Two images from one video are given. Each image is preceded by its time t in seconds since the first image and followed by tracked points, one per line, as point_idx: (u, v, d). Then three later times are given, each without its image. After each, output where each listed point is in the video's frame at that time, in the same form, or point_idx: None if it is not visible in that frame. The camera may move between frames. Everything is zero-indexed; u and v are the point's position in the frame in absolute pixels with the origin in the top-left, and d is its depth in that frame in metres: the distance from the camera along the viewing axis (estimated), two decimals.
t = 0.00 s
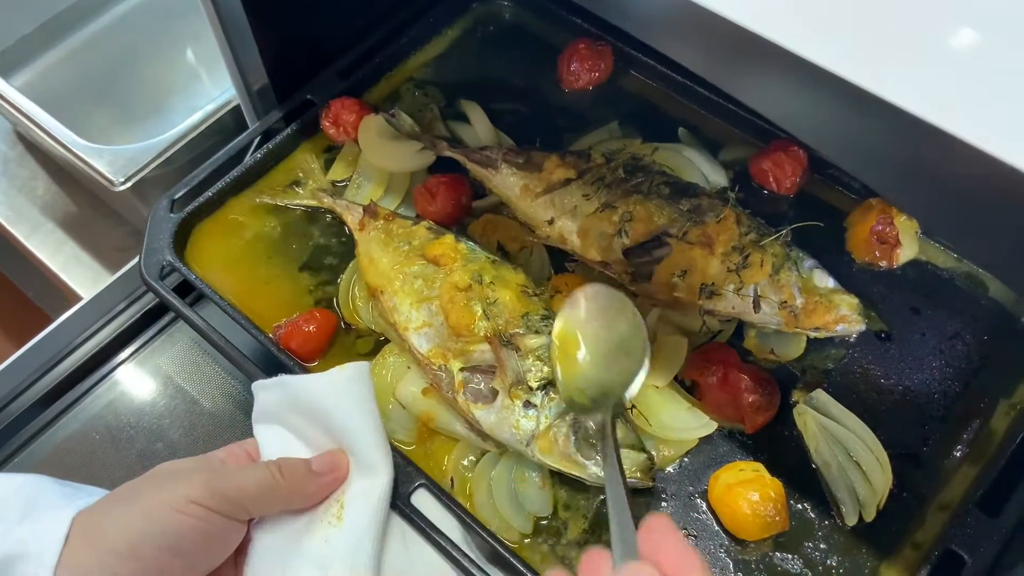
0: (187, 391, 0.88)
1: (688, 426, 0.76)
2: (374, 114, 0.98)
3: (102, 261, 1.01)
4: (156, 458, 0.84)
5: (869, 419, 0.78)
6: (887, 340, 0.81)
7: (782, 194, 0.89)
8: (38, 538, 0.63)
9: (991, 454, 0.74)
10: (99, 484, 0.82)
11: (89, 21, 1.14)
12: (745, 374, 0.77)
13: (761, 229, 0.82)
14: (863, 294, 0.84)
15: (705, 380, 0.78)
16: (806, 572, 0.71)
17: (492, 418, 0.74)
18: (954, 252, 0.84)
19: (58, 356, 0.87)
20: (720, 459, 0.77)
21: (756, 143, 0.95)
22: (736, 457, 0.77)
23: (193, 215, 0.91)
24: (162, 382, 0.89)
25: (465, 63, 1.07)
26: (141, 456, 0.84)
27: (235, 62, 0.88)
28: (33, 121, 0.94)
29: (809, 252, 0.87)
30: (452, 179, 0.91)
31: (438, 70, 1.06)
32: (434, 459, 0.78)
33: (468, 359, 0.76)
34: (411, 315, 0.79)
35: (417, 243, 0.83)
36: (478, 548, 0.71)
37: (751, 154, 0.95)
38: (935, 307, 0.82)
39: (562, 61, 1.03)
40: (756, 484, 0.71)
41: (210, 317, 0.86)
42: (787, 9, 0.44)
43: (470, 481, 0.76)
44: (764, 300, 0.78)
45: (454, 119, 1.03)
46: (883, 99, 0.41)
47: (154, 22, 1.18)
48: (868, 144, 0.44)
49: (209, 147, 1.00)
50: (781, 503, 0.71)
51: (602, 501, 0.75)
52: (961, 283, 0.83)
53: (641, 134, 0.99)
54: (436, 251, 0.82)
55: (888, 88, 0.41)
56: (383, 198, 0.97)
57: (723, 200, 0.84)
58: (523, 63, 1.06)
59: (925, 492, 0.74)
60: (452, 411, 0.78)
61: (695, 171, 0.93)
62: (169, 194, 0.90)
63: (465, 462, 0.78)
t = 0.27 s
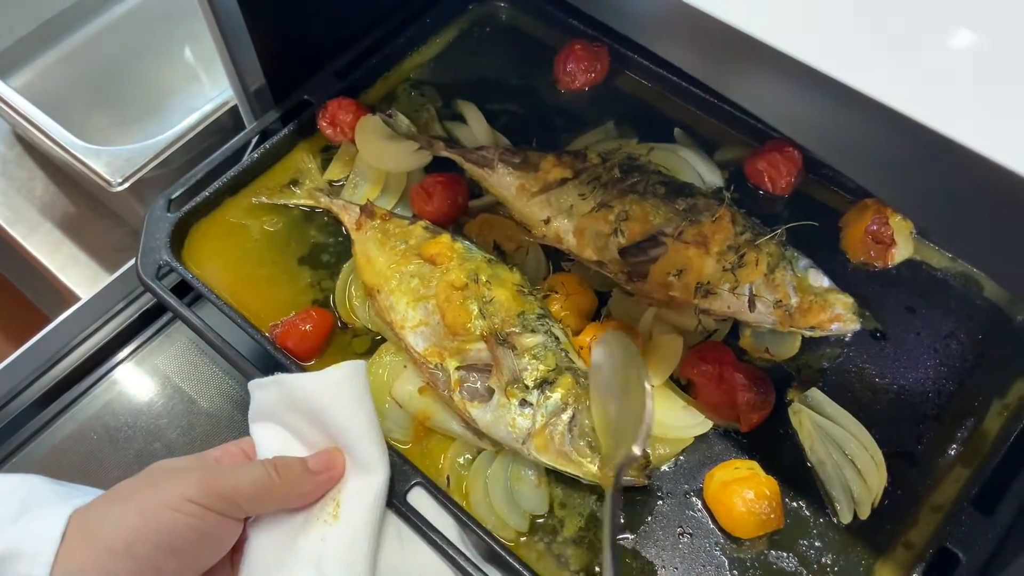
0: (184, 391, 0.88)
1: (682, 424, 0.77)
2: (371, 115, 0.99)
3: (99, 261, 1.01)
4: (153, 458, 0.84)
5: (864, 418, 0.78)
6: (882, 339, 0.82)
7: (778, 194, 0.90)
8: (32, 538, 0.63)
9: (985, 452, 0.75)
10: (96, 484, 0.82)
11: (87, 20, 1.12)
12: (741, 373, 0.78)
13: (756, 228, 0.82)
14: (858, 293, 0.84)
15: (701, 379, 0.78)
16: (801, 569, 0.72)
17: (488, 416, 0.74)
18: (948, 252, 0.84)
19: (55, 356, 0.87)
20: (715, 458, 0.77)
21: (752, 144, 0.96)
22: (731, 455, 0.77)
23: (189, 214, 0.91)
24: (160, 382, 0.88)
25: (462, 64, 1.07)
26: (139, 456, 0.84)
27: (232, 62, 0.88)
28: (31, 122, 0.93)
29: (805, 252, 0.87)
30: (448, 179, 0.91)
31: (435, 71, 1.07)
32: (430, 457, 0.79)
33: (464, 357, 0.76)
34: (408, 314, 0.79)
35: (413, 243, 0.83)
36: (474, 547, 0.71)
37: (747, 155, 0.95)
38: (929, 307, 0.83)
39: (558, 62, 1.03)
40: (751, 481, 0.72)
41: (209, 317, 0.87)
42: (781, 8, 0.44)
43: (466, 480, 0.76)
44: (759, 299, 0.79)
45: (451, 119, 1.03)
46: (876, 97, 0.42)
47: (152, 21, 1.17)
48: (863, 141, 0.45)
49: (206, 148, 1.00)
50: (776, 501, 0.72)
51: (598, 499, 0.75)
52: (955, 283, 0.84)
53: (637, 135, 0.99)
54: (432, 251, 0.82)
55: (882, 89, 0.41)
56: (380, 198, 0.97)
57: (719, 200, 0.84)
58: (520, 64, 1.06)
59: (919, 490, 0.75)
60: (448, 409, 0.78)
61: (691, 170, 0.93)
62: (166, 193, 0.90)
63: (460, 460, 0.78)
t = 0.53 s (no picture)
0: (184, 391, 0.88)
1: (680, 422, 0.77)
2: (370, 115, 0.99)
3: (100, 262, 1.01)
4: (154, 458, 0.84)
5: (863, 415, 0.78)
6: (880, 337, 0.82)
7: (776, 192, 0.90)
8: (33, 539, 0.64)
9: (984, 449, 0.75)
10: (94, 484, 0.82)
11: (88, 21, 1.13)
12: (739, 371, 0.78)
13: (754, 226, 0.82)
14: (856, 291, 0.84)
15: (700, 378, 0.78)
16: (799, 566, 0.72)
17: (488, 414, 0.74)
18: (946, 249, 0.84)
19: (54, 356, 0.87)
20: (714, 455, 0.77)
21: (750, 142, 0.96)
22: (730, 453, 0.77)
23: (189, 215, 0.91)
24: (160, 382, 0.89)
25: (461, 64, 1.07)
26: (139, 457, 0.84)
27: (232, 65, 0.88)
28: (32, 124, 0.94)
29: (803, 250, 0.87)
30: (447, 178, 0.91)
31: (434, 70, 1.07)
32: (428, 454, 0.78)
33: (463, 356, 0.76)
34: (407, 313, 0.79)
35: (412, 242, 0.83)
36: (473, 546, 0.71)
37: (745, 153, 0.95)
38: (928, 304, 0.83)
39: (557, 61, 1.04)
40: (750, 479, 0.72)
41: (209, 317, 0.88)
42: (777, 8, 0.44)
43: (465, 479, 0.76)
44: (757, 297, 0.79)
45: (450, 119, 1.03)
46: (869, 97, 0.42)
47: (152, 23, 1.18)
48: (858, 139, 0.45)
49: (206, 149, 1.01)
50: (774, 498, 0.72)
51: (598, 497, 0.75)
52: (954, 280, 0.84)
53: (636, 133, 0.99)
54: (431, 250, 0.82)
55: (879, 87, 0.42)
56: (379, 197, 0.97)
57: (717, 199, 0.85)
58: (518, 63, 1.07)
59: (917, 487, 0.75)
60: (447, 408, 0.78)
61: (689, 169, 0.93)
62: (166, 194, 0.90)
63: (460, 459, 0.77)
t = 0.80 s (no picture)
0: (183, 392, 0.88)
1: (676, 421, 0.77)
2: (367, 116, 0.99)
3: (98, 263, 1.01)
4: (151, 457, 0.84)
5: (859, 414, 0.79)
6: (875, 336, 0.82)
7: (772, 193, 0.90)
8: (30, 537, 0.63)
9: (979, 447, 0.75)
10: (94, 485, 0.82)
11: (87, 24, 1.13)
12: (735, 370, 0.78)
13: (750, 226, 0.83)
14: (852, 291, 0.85)
15: (696, 376, 0.79)
16: (796, 564, 0.72)
17: (485, 413, 0.75)
18: (941, 250, 0.85)
19: (53, 357, 0.87)
20: (710, 454, 0.77)
21: (746, 143, 0.96)
22: (726, 451, 0.77)
23: (186, 215, 0.91)
24: (159, 383, 0.89)
25: (458, 66, 1.08)
26: (138, 457, 0.84)
27: (230, 66, 0.89)
28: (31, 125, 0.94)
29: (799, 250, 0.87)
30: (444, 178, 0.91)
31: (432, 72, 1.07)
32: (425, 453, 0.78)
33: (460, 355, 0.77)
34: (404, 312, 0.79)
35: (410, 242, 0.83)
36: (471, 544, 0.70)
37: (741, 154, 0.96)
38: (923, 304, 0.83)
39: (554, 63, 1.04)
40: (746, 477, 0.72)
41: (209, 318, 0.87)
42: (776, 4, 0.44)
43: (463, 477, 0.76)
44: (753, 296, 0.79)
45: (448, 121, 1.03)
46: (864, 94, 0.42)
47: (154, 26, 1.18)
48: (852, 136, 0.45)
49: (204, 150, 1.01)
50: (770, 496, 0.72)
51: (595, 496, 0.75)
52: (949, 280, 0.84)
53: (632, 135, 1.00)
54: (429, 249, 0.82)
55: (874, 86, 0.42)
56: (378, 197, 0.98)
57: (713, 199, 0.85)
58: (516, 65, 1.07)
59: (913, 486, 0.75)
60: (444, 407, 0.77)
61: (685, 170, 0.94)
62: (164, 194, 0.90)
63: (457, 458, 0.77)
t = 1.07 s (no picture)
0: (185, 393, 0.88)
1: (676, 418, 0.77)
2: (368, 117, 1.00)
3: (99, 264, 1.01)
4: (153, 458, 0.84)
5: (858, 414, 0.79)
6: (874, 337, 0.83)
7: (771, 195, 0.91)
8: (29, 530, 0.62)
9: (978, 446, 0.75)
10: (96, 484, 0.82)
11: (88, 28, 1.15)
12: (735, 368, 0.78)
13: (749, 226, 0.83)
14: (850, 292, 0.85)
15: (696, 375, 0.79)
16: (796, 562, 0.72)
17: (485, 410, 0.75)
18: (939, 251, 0.85)
19: (55, 358, 0.86)
20: (710, 452, 0.77)
21: (745, 145, 0.97)
22: (726, 450, 0.78)
23: (187, 215, 0.90)
24: (161, 383, 0.88)
25: (458, 68, 1.08)
26: (141, 457, 0.84)
27: (230, 67, 0.89)
28: (31, 126, 0.94)
29: (798, 251, 0.88)
30: (445, 178, 0.92)
31: (432, 74, 1.08)
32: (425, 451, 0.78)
33: (461, 352, 0.77)
34: (405, 310, 0.79)
35: (411, 240, 0.83)
36: (471, 541, 0.70)
37: (740, 156, 0.96)
38: (921, 305, 0.84)
39: (554, 66, 1.05)
40: (746, 474, 0.72)
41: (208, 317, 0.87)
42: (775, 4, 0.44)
43: (463, 475, 0.76)
44: (753, 295, 0.80)
45: (448, 122, 1.04)
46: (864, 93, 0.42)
47: (154, 28, 1.19)
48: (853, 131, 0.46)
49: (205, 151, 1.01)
50: (770, 493, 0.72)
51: (596, 494, 0.75)
52: (947, 281, 0.85)
53: (632, 137, 1.00)
54: (430, 247, 0.82)
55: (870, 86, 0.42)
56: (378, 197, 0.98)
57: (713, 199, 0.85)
58: (516, 68, 1.08)
59: (912, 485, 0.75)
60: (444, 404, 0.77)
61: (685, 171, 0.95)
62: (165, 192, 0.90)
63: (458, 455, 0.77)
